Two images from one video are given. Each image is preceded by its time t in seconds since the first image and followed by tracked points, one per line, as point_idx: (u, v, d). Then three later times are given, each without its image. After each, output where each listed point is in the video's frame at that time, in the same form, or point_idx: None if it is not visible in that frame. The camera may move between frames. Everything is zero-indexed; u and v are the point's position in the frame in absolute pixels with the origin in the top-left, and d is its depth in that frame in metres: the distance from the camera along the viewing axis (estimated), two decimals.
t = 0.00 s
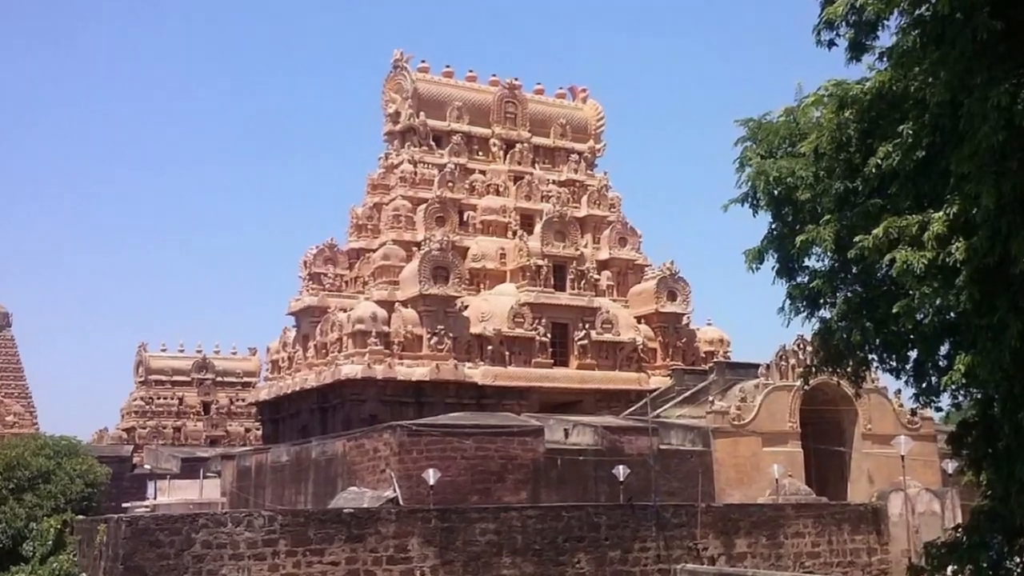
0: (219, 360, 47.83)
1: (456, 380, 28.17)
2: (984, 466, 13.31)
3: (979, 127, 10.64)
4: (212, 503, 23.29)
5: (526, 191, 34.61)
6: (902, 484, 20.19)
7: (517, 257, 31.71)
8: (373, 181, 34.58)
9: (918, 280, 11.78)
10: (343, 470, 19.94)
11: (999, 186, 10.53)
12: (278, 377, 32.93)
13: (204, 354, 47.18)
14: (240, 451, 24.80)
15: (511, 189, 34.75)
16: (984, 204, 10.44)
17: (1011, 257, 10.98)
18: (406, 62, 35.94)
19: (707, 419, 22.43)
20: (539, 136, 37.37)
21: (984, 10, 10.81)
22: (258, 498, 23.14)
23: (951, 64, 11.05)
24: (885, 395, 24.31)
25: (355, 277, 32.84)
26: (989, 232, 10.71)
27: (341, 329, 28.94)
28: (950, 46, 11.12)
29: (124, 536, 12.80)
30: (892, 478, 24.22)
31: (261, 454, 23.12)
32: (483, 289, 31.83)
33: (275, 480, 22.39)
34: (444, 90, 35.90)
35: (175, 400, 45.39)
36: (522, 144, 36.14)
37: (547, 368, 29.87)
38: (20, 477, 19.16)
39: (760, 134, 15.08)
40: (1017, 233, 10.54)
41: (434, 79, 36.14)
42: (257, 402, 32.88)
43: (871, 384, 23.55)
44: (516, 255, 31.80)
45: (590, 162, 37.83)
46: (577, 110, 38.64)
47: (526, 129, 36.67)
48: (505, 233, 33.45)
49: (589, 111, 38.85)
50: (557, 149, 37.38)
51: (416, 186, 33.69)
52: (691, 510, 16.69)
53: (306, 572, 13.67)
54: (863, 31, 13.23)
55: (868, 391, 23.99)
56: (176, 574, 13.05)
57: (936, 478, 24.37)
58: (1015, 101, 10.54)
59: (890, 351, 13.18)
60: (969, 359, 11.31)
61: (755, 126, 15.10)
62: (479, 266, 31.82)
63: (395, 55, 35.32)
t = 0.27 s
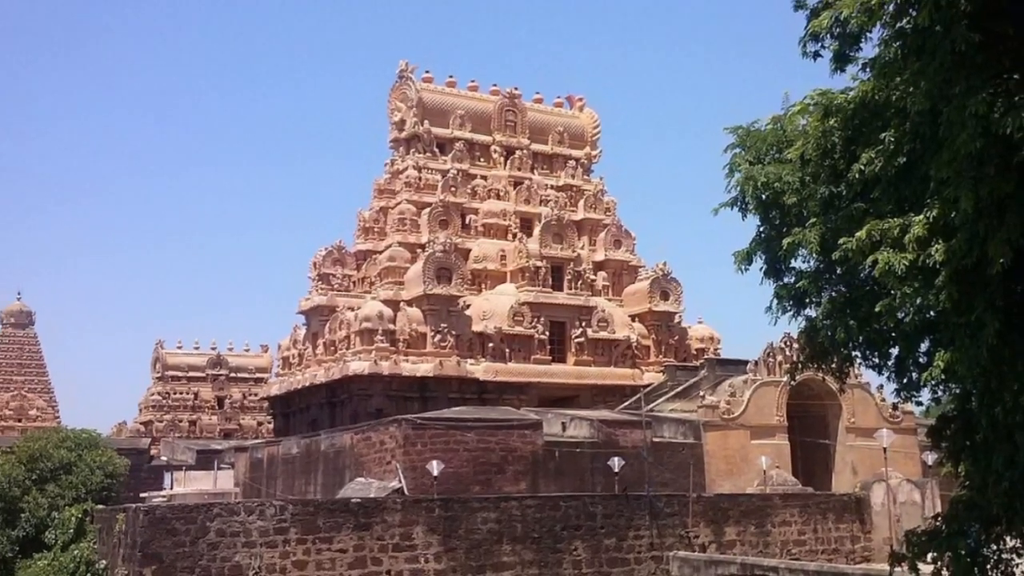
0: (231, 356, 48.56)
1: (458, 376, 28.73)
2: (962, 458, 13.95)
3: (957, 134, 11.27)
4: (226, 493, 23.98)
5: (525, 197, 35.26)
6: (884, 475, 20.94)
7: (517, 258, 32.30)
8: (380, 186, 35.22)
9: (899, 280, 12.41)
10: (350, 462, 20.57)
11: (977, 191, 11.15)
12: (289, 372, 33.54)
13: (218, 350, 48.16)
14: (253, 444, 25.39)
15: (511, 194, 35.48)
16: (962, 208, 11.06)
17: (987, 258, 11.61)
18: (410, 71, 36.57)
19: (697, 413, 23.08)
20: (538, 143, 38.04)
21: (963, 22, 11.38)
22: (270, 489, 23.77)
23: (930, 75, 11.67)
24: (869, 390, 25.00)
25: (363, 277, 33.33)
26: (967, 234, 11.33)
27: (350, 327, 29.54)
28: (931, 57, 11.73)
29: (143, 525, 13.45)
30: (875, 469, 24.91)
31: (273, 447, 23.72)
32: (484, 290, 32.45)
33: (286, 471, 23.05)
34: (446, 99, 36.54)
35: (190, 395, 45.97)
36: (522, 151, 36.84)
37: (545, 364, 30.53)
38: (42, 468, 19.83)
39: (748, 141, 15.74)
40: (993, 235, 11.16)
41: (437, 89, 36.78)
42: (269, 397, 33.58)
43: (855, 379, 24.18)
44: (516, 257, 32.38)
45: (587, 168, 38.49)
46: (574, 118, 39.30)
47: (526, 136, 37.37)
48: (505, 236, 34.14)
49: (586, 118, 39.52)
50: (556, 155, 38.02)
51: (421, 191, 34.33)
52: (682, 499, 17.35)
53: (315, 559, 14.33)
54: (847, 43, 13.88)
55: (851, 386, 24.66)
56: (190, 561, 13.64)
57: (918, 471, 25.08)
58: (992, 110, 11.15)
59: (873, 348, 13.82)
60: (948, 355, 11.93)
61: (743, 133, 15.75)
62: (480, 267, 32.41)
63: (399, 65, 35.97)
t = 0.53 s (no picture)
0: (207, 364, 47.12)
1: (453, 384, 27.60)
2: (1002, 473, 12.80)
3: (996, 121, 10.19)
4: (201, 511, 22.93)
5: (526, 188, 34.09)
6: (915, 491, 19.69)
7: (517, 255, 31.16)
8: (368, 176, 34.09)
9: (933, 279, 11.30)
10: (336, 477, 19.46)
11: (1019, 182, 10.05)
12: (268, 380, 32.41)
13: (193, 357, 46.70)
14: (231, 458, 24.35)
15: (511, 186, 34.26)
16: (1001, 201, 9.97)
17: None
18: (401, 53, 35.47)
19: (713, 424, 21.92)
20: (540, 130, 36.92)
21: None
22: (248, 506, 22.68)
23: (966, 56, 10.63)
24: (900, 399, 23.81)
25: (349, 277, 32.23)
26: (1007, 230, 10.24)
27: (336, 330, 28.44)
28: (967, 38, 10.72)
29: (110, 545, 12.34)
30: (906, 485, 23.71)
31: (251, 461, 22.66)
32: (482, 289, 31.38)
33: (266, 487, 21.95)
34: (441, 83, 35.42)
35: (162, 404, 44.92)
36: (522, 139, 35.69)
37: (548, 371, 29.33)
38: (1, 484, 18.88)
39: (770, 128, 14.61)
40: None
41: (432, 71, 35.69)
42: (248, 407, 32.40)
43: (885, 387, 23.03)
44: (516, 254, 31.24)
45: (592, 157, 37.43)
46: (579, 103, 38.18)
47: (526, 122, 36.27)
48: (505, 231, 33.02)
49: (591, 104, 38.42)
50: (559, 145, 36.94)
51: (412, 183, 33.23)
52: (697, 518, 16.20)
53: None
54: (877, 21, 12.76)
55: (881, 395, 23.49)
56: None
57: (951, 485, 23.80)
58: None
59: (905, 354, 12.69)
60: (986, 363, 10.82)
61: (764, 120, 14.63)
62: (478, 266, 31.35)
63: (391, 46, 34.86)
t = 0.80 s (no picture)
0: (232, 356, 48.62)
1: (459, 375, 28.76)
2: (960, 457, 14.00)
3: (954, 136, 11.36)
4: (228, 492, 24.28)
5: (525, 197, 35.27)
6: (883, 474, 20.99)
7: (517, 258, 32.39)
8: (380, 186, 35.29)
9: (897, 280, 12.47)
10: (351, 461, 20.63)
11: (975, 191, 11.22)
12: (290, 372, 33.58)
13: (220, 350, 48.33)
14: (255, 443, 25.43)
15: (511, 195, 35.56)
16: (960, 208, 11.13)
17: (986, 258, 11.68)
18: (410, 72, 36.66)
19: (696, 412, 23.07)
20: (538, 144, 38.11)
21: (961, 23, 11.44)
22: (270, 488, 23.80)
23: (929, 75, 11.72)
24: (867, 389, 25.08)
25: (364, 277, 33.37)
26: (964, 235, 11.40)
27: (350, 326, 29.56)
28: (930, 57, 11.78)
29: (144, 523, 13.49)
30: (872, 469, 24.97)
31: (274, 446, 23.79)
32: (485, 290, 32.51)
33: (288, 470, 23.11)
34: (447, 100, 36.59)
35: (192, 394, 46.11)
36: (522, 151, 36.90)
37: (545, 364, 30.60)
38: (45, 467, 19.98)
39: (747, 142, 15.81)
40: (991, 236, 11.23)
41: (437, 89, 36.84)
42: (270, 396, 33.71)
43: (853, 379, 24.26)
44: (516, 257, 32.47)
45: (586, 169, 38.56)
46: (574, 119, 39.35)
47: (526, 137, 37.45)
48: (505, 236, 34.19)
49: (585, 119, 39.57)
50: (556, 156, 38.11)
51: (421, 192, 34.39)
52: (681, 499, 17.41)
53: (316, 558, 14.37)
54: (846, 44, 13.94)
55: (851, 386, 24.75)
56: (191, 560, 13.70)
57: (915, 471, 25.12)
58: (990, 112, 11.20)
59: (871, 348, 13.88)
60: (946, 355, 11.99)
61: (742, 134, 15.82)
62: (481, 267, 32.49)
63: (400, 66, 36.00)
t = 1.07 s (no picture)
0: (210, 362, 47.24)
1: (453, 383, 27.77)
2: (995, 471, 12.97)
3: (989, 122, 10.35)
4: (204, 509, 23.18)
5: (526, 189, 34.24)
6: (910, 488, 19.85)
7: (517, 255, 31.38)
8: (369, 177, 34.24)
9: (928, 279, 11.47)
10: (338, 474, 19.64)
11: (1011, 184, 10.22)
12: (271, 380, 32.61)
13: (197, 357, 46.90)
14: (234, 455, 24.39)
15: (511, 188, 34.44)
16: (994, 202, 10.16)
17: None
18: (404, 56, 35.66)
19: (712, 422, 22.11)
20: (539, 132, 37.07)
21: None
22: (251, 504, 22.85)
23: (961, 58, 10.76)
24: (895, 397, 24.02)
25: (353, 277, 32.51)
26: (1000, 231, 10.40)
27: (337, 330, 28.61)
28: (961, 39, 10.84)
29: (115, 542, 12.51)
30: (901, 483, 23.85)
31: (255, 458, 22.80)
32: (483, 289, 31.51)
33: (269, 485, 22.11)
34: (441, 84, 35.61)
35: (167, 402, 45.13)
36: (522, 141, 35.86)
37: (549, 370, 29.58)
38: (8, 481, 18.99)
39: (766, 130, 14.78)
40: None
41: (431, 74, 35.87)
42: (251, 406, 32.57)
43: (880, 387, 23.16)
44: (516, 254, 31.47)
45: (592, 158, 37.60)
46: (578, 106, 38.33)
47: (526, 125, 36.43)
48: (505, 231, 33.20)
49: (591, 106, 38.56)
50: (558, 146, 37.13)
51: (414, 184, 33.42)
52: (695, 515, 16.34)
53: None
54: (872, 24, 12.93)
55: (876, 393, 23.61)
56: None
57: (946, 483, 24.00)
58: None
59: (900, 353, 12.85)
60: (980, 362, 10.99)
61: (761, 121, 14.79)
62: (478, 266, 31.49)
63: (392, 49, 35.03)
